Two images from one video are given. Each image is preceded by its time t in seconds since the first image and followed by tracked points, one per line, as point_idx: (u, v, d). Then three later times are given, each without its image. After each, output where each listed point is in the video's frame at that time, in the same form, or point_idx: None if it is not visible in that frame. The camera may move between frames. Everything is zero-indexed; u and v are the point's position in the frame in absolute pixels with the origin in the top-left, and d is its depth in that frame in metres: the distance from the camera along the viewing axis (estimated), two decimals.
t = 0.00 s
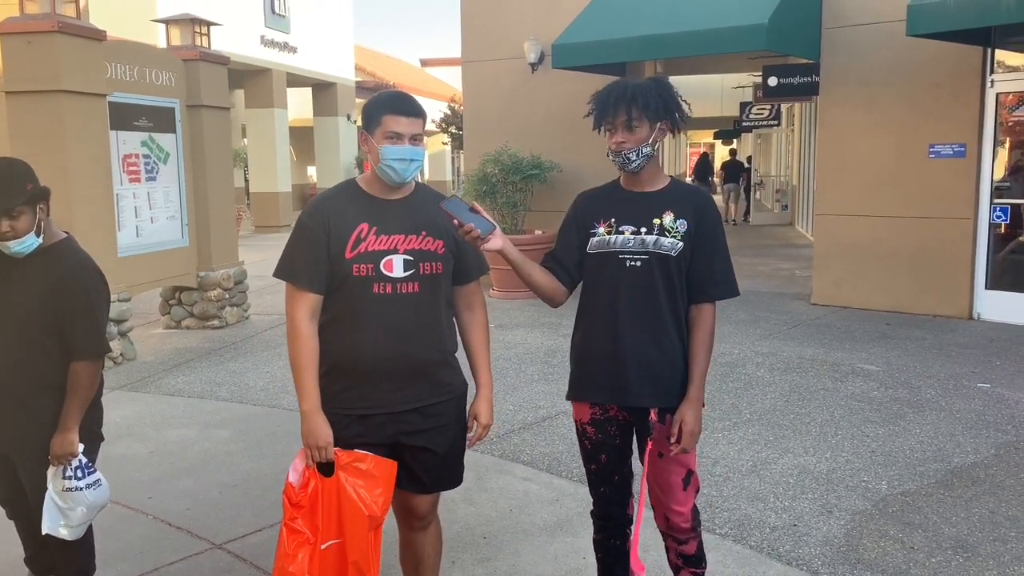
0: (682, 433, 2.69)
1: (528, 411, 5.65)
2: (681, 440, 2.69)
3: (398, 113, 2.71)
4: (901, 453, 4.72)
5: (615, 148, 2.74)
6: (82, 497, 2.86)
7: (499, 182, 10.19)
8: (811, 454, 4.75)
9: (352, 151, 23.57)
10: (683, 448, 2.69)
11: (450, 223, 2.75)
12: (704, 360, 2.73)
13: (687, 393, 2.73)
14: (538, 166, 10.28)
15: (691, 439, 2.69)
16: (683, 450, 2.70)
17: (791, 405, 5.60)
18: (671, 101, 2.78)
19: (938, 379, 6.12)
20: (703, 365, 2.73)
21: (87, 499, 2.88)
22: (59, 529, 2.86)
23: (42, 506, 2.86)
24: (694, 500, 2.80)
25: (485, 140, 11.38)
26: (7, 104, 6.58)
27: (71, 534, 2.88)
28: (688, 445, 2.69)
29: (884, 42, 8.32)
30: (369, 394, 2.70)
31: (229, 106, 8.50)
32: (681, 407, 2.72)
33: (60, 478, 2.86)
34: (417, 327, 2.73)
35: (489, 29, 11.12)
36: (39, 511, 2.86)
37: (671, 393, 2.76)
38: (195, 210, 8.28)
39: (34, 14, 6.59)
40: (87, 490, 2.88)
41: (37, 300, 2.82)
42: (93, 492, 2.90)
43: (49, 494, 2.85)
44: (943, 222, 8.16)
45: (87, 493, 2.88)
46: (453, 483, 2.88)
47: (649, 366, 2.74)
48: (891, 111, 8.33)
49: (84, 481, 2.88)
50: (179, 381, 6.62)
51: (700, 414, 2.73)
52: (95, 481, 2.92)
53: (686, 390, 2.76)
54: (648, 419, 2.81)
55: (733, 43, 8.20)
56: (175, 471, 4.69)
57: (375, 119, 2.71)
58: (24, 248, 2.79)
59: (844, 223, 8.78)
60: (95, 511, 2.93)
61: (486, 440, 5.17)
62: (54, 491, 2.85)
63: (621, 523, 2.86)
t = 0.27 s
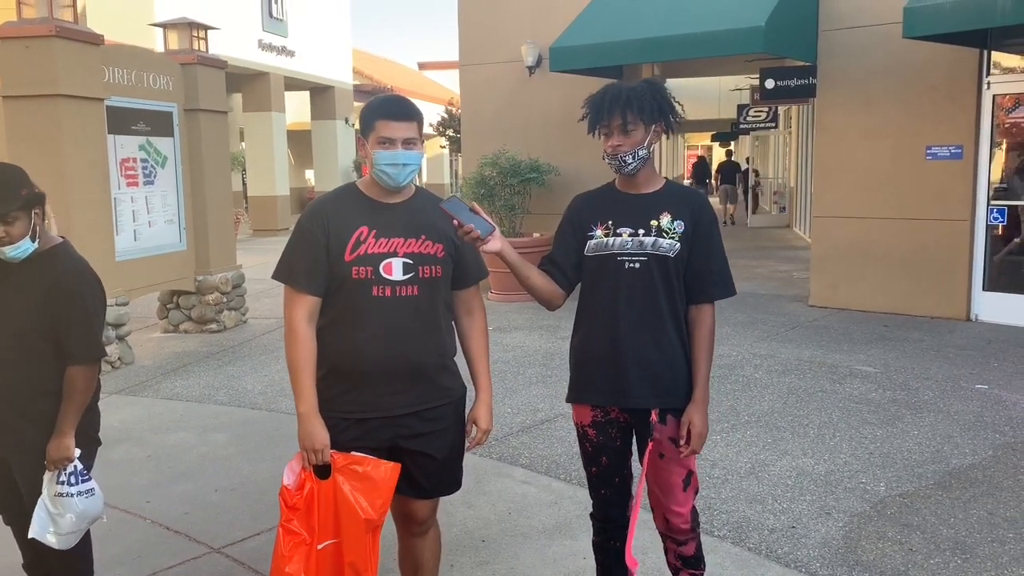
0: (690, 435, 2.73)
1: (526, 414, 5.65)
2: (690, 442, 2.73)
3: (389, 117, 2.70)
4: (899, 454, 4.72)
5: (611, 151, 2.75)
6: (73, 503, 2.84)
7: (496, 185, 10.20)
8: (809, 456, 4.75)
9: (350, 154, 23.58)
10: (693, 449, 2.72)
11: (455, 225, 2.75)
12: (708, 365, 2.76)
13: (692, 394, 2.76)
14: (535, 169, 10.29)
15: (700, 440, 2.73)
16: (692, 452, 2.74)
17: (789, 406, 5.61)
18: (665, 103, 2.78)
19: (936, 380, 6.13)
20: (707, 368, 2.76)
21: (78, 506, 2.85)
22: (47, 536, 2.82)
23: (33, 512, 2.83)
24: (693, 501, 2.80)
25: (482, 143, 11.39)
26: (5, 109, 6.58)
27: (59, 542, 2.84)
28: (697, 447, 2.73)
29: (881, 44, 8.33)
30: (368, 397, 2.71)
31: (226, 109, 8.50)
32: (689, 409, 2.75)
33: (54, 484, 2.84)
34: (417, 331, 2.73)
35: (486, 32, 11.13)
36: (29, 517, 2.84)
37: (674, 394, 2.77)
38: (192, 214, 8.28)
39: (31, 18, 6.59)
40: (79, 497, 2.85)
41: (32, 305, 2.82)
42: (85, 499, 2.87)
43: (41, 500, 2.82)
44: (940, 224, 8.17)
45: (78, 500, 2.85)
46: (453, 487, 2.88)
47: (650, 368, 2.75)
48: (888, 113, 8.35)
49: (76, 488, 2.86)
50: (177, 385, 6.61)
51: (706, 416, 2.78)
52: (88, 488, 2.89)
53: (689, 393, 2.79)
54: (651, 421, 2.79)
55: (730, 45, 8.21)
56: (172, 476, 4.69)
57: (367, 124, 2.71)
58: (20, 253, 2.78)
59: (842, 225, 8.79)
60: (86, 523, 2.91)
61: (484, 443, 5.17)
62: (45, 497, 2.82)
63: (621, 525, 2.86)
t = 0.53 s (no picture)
0: (700, 432, 2.74)
1: (524, 417, 5.65)
2: (701, 439, 2.75)
3: (377, 123, 2.69)
4: (896, 457, 4.73)
5: (609, 155, 2.75)
6: (72, 504, 2.84)
7: (495, 188, 10.22)
8: (806, 459, 4.75)
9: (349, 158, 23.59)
10: (703, 447, 2.74)
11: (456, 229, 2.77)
12: (713, 361, 2.78)
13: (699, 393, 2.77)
14: (533, 172, 10.30)
15: (709, 438, 2.75)
16: (701, 449, 2.76)
17: (787, 409, 5.61)
18: (661, 107, 2.79)
19: (934, 383, 6.13)
20: (712, 365, 2.78)
21: (78, 507, 2.85)
22: (48, 537, 2.84)
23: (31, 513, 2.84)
24: (693, 502, 2.80)
25: (480, 147, 11.40)
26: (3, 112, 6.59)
27: (60, 542, 2.85)
28: (707, 445, 2.75)
29: (877, 47, 8.35)
30: (369, 401, 2.71)
31: (224, 113, 8.51)
32: (697, 408, 2.77)
33: (51, 485, 2.84)
34: (418, 335, 2.73)
35: (484, 35, 11.15)
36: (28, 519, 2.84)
37: (676, 395, 2.76)
38: (190, 217, 8.28)
39: (29, 22, 6.60)
40: (78, 497, 2.85)
41: (25, 306, 2.82)
42: (84, 500, 2.87)
43: (40, 501, 2.83)
44: (938, 227, 8.19)
45: (78, 500, 2.86)
46: (453, 492, 2.88)
47: (654, 370, 2.75)
48: (886, 117, 8.37)
49: (75, 488, 2.86)
50: (175, 388, 6.61)
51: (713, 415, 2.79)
52: (87, 489, 2.90)
53: (695, 392, 2.79)
54: (654, 421, 2.78)
55: (727, 49, 8.22)
56: (170, 479, 4.68)
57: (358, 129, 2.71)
58: (12, 256, 2.78)
59: (839, 228, 8.80)
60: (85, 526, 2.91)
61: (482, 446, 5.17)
62: (44, 499, 2.83)
63: (621, 527, 2.86)
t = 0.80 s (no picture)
0: (700, 430, 2.74)
1: (523, 418, 5.65)
2: (701, 438, 2.75)
3: (372, 121, 2.71)
4: (895, 458, 4.73)
5: (609, 157, 2.74)
6: (72, 498, 2.85)
7: (494, 189, 10.22)
8: (805, 460, 4.75)
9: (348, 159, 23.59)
10: (703, 445, 2.76)
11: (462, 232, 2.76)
12: (711, 355, 2.79)
13: (699, 391, 2.77)
14: (533, 174, 10.30)
15: (709, 436, 2.75)
16: (701, 448, 2.77)
17: (786, 411, 5.61)
18: (659, 109, 2.80)
19: (933, 385, 6.14)
20: (710, 362, 2.79)
21: (78, 501, 2.86)
22: (52, 533, 2.84)
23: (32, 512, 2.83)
24: (696, 501, 2.81)
25: (480, 148, 11.40)
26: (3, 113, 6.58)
27: (63, 537, 2.85)
28: (707, 442, 2.75)
29: (876, 49, 8.36)
30: (369, 403, 2.71)
31: (224, 114, 8.51)
32: (697, 406, 2.77)
33: (49, 482, 2.85)
34: (418, 338, 2.73)
35: (484, 37, 11.15)
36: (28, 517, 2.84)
37: (679, 393, 2.77)
38: (190, 218, 8.28)
39: (29, 23, 6.60)
40: (77, 491, 2.86)
41: (18, 305, 2.84)
42: (83, 493, 2.88)
43: (39, 499, 2.83)
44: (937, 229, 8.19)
45: (77, 495, 2.86)
46: (452, 491, 2.87)
47: (657, 370, 2.75)
48: (885, 118, 8.37)
49: (73, 483, 2.87)
50: (174, 389, 6.61)
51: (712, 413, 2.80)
52: (84, 483, 2.91)
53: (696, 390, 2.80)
54: (659, 421, 2.78)
55: (726, 50, 8.23)
56: (169, 480, 4.68)
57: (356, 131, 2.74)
58: (5, 255, 2.80)
59: (838, 230, 8.80)
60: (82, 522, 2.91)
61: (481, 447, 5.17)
62: (43, 496, 2.83)
63: (623, 528, 2.86)
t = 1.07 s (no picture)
0: (698, 432, 2.74)
1: (524, 417, 5.65)
2: (697, 438, 2.74)
3: (375, 121, 2.71)
4: (897, 458, 4.72)
5: (611, 157, 2.74)
6: (66, 492, 2.93)
7: (496, 188, 10.22)
8: (807, 459, 4.75)
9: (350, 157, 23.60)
10: (702, 444, 2.74)
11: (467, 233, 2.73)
12: (709, 351, 2.80)
13: (699, 388, 2.78)
14: (534, 172, 10.29)
15: (707, 436, 2.74)
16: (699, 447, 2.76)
17: (787, 410, 5.61)
18: (661, 108, 2.80)
19: (934, 384, 6.13)
20: (709, 359, 2.79)
21: (72, 495, 2.94)
22: (44, 527, 2.91)
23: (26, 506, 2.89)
24: (697, 500, 2.81)
25: (482, 146, 11.39)
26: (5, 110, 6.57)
27: (56, 531, 2.92)
28: (704, 442, 2.74)
29: (879, 48, 8.35)
30: (371, 402, 2.71)
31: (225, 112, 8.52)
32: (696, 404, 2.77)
33: (44, 475, 2.92)
34: (419, 337, 2.74)
35: (485, 35, 11.14)
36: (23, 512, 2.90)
37: (679, 390, 2.77)
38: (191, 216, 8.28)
39: (31, 20, 6.60)
40: (71, 485, 2.95)
41: (13, 301, 2.90)
42: (77, 487, 2.96)
43: (34, 494, 2.90)
44: (939, 228, 8.18)
45: (71, 488, 2.94)
46: (452, 486, 2.88)
47: (659, 369, 2.76)
48: (888, 118, 8.36)
49: (67, 477, 2.95)
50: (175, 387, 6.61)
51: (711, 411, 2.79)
52: (78, 477, 2.99)
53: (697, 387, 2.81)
54: (660, 420, 2.79)
55: (727, 49, 8.23)
56: (170, 477, 4.69)
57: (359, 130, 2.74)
58: None
59: (840, 229, 8.79)
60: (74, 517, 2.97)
61: (483, 445, 5.17)
62: (38, 490, 2.90)
63: (624, 526, 2.86)
